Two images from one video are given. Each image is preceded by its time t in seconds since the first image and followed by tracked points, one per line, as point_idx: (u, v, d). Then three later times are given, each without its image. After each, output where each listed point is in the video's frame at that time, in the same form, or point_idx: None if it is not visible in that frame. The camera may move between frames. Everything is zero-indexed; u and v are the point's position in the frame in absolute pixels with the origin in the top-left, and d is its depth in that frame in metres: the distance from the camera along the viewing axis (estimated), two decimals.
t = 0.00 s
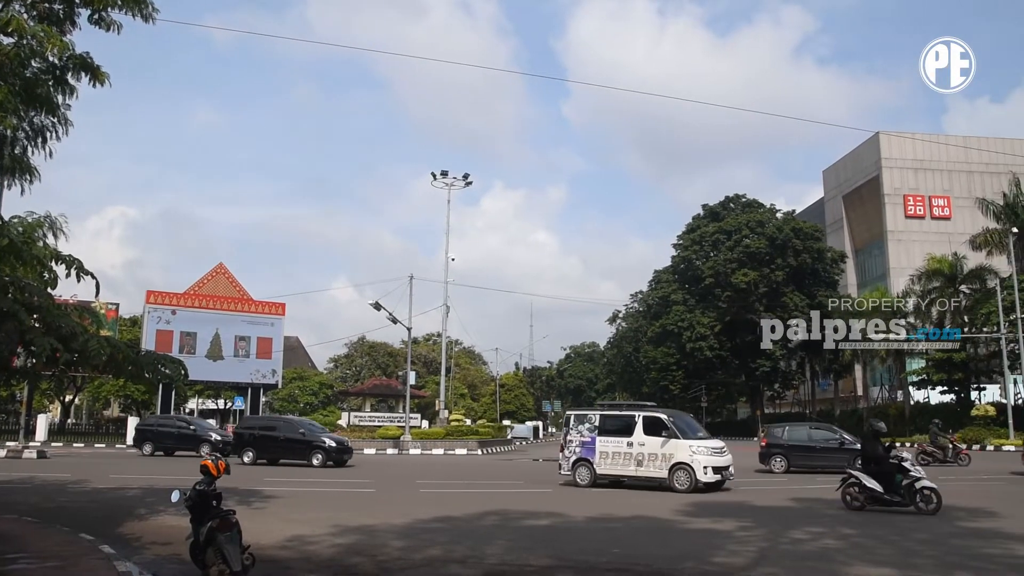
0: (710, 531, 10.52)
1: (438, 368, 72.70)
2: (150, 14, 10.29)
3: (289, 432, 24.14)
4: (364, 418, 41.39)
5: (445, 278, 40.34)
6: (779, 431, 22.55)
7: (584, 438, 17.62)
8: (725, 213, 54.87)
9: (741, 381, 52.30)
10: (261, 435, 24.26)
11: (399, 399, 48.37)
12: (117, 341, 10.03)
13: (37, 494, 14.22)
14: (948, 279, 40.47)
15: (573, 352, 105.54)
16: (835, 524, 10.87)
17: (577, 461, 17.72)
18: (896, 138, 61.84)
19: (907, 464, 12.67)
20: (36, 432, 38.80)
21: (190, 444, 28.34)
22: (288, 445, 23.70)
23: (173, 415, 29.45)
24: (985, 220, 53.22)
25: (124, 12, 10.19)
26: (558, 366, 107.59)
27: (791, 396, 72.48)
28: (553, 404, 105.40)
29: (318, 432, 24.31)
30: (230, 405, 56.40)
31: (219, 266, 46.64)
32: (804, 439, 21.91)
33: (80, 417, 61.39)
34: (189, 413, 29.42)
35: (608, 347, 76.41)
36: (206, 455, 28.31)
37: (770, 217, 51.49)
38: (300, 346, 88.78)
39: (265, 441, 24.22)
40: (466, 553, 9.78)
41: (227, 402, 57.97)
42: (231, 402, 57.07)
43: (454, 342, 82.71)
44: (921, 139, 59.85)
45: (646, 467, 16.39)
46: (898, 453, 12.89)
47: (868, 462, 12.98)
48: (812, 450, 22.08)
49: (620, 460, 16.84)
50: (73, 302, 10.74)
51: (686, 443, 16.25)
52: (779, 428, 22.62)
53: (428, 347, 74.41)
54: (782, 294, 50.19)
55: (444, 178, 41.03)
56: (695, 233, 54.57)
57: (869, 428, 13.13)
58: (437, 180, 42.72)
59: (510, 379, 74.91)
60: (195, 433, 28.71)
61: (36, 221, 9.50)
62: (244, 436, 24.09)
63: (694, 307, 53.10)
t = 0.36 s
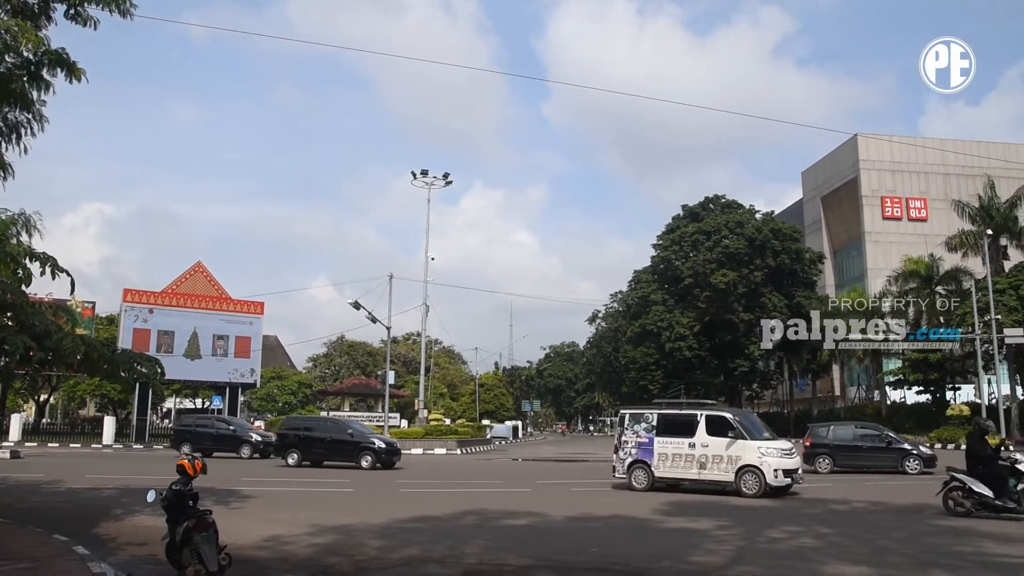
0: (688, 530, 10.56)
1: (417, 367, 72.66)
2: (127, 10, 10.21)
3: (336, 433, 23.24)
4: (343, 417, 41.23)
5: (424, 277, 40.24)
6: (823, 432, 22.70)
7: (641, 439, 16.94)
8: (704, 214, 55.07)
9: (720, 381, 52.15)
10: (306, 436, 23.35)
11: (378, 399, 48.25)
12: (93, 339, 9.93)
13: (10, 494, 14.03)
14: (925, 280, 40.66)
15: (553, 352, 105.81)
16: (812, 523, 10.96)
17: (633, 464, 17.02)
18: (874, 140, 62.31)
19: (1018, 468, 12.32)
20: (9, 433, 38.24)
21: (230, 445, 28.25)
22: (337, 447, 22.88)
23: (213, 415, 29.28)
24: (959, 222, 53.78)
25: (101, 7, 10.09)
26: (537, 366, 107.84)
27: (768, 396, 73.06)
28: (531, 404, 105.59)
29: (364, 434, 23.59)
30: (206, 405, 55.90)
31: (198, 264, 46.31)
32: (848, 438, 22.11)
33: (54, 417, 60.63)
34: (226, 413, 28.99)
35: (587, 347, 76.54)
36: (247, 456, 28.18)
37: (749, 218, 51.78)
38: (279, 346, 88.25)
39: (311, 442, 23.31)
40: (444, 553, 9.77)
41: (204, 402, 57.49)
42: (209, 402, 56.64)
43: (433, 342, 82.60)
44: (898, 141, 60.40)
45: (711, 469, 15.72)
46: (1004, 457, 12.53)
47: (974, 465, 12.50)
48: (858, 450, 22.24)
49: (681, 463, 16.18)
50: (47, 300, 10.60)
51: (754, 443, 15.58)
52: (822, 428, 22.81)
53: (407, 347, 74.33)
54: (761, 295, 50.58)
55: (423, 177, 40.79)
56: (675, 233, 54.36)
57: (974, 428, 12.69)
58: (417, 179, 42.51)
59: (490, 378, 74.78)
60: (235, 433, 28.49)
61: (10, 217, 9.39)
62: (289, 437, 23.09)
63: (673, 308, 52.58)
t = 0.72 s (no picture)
0: (662, 529, 10.59)
1: (393, 366, 72.66)
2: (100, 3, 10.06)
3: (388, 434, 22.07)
4: (319, 415, 41.09)
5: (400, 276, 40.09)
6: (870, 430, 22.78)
7: (707, 438, 16.02)
8: (681, 214, 55.34)
9: (695, 381, 52.99)
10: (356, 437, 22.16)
11: (353, 397, 48.09)
12: (64, 336, 9.79)
13: None
14: (898, 281, 41.05)
15: (530, 351, 106.12)
16: (785, 522, 11.02)
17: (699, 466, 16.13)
18: (849, 143, 62.97)
19: None
20: None
21: (271, 445, 27.05)
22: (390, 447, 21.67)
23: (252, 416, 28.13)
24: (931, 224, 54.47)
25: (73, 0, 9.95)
26: (514, 365, 107.98)
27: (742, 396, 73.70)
28: (508, 403, 105.77)
29: (418, 436, 22.43)
30: (181, 404, 55.47)
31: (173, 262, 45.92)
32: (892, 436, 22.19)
33: (25, 416, 59.87)
34: (266, 413, 27.75)
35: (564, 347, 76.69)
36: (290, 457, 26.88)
37: (725, 218, 52.14)
38: (254, 344, 87.75)
39: (362, 445, 22.07)
40: (418, 552, 9.79)
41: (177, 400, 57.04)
42: (182, 400, 56.18)
43: (409, 341, 82.54)
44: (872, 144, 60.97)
45: (786, 471, 14.81)
46: None
47: None
48: (905, 450, 22.24)
49: (753, 464, 15.31)
50: (18, 296, 10.45)
51: (835, 445, 14.63)
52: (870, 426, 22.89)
53: (383, 346, 74.20)
54: (736, 295, 50.96)
55: (400, 175, 39.42)
56: (651, 233, 54.90)
57: None
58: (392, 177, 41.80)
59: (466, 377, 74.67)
60: (277, 435, 27.29)
61: None
62: (338, 439, 21.84)
63: (649, 307, 53.88)
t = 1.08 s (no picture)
0: (632, 526, 10.65)
1: (365, 364, 72.61)
2: None
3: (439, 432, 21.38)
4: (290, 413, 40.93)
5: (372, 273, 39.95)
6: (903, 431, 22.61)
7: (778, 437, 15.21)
8: (653, 213, 55.82)
9: (666, 378, 53.40)
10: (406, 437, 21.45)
11: (325, 394, 47.94)
12: (27, 334, 9.65)
13: None
14: (867, 280, 41.54)
15: (502, 349, 106.29)
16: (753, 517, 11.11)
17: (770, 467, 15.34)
18: (819, 143, 63.59)
19: None
20: None
21: (310, 445, 26.15)
22: (443, 446, 20.97)
23: (287, 415, 27.13)
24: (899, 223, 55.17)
25: None
26: (486, 362, 108.17)
27: (713, 394, 74.40)
28: (481, 400, 105.91)
29: (469, 435, 21.78)
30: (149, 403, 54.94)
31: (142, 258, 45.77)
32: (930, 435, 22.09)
33: None
34: (303, 412, 26.96)
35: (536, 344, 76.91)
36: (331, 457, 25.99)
37: (696, 218, 52.49)
38: (225, 342, 87.15)
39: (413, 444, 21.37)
40: (389, 550, 9.80)
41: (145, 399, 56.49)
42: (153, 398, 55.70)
43: (382, 338, 82.44)
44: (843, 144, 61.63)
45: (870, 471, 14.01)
46: None
47: None
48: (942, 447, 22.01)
49: (831, 464, 14.52)
50: None
51: (924, 441, 13.81)
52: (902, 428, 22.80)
53: (355, 343, 73.94)
54: (707, 293, 51.31)
55: (372, 171, 39.34)
56: (623, 232, 55.02)
57: None
58: (365, 174, 41.49)
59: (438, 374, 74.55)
60: (315, 434, 26.33)
61: None
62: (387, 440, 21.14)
63: (621, 305, 54.02)
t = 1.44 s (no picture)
0: (595, 523, 10.69)
1: (329, 360, 72.26)
2: None
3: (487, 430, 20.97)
4: (252, 411, 40.66)
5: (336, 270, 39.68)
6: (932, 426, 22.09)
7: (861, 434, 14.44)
8: (618, 210, 56.36)
9: (631, 376, 53.73)
10: (453, 436, 21.03)
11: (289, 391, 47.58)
12: None
13: None
14: (828, 279, 42.03)
15: (467, 346, 106.19)
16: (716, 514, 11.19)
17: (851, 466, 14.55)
18: (783, 143, 64.33)
19: None
20: None
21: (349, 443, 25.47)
22: (491, 444, 20.55)
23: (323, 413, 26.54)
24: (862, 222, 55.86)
25: None
26: (451, 359, 108.16)
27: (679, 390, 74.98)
28: (446, 398, 105.90)
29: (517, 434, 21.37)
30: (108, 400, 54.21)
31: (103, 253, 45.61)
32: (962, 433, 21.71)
33: None
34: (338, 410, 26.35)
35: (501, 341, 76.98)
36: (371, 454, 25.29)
37: (662, 217, 52.72)
38: (187, 338, 86.28)
39: (460, 443, 20.94)
40: (352, 548, 9.76)
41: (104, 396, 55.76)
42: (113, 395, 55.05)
43: (347, 335, 82.13)
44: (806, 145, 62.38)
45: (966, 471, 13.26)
46: None
47: None
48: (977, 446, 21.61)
49: (920, 464, 13.78)
50: None
51: None
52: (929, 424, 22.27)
53: (320, 340, 73.47)
54: (672, 292, 51.62)
55: (337, 167, 39.08)
56: (590, 231, 55.49)
57: None
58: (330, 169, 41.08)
59: (403, 372, 74.23)
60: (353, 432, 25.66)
61: None
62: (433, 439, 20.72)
63: (587, 304, 54.53)
